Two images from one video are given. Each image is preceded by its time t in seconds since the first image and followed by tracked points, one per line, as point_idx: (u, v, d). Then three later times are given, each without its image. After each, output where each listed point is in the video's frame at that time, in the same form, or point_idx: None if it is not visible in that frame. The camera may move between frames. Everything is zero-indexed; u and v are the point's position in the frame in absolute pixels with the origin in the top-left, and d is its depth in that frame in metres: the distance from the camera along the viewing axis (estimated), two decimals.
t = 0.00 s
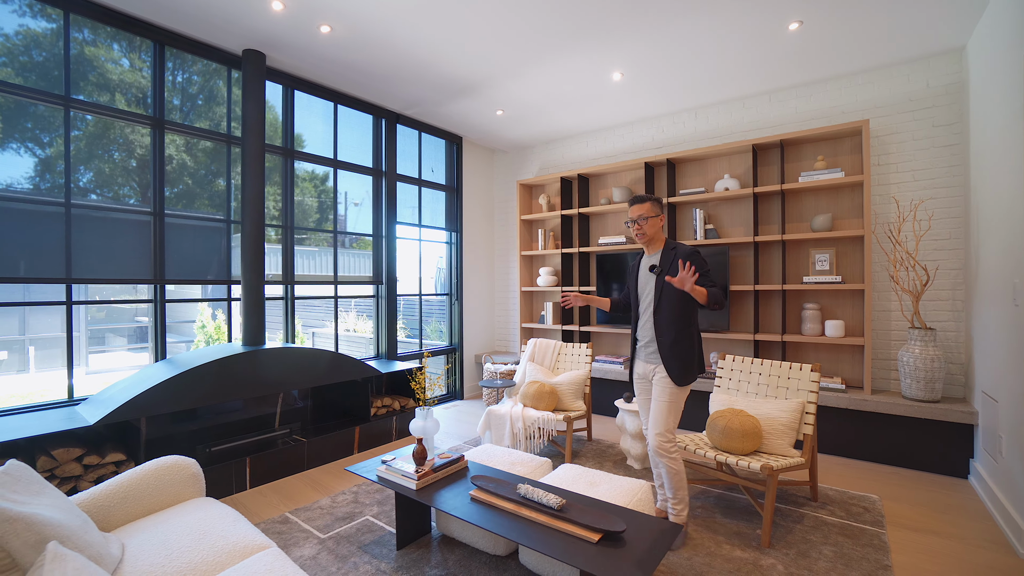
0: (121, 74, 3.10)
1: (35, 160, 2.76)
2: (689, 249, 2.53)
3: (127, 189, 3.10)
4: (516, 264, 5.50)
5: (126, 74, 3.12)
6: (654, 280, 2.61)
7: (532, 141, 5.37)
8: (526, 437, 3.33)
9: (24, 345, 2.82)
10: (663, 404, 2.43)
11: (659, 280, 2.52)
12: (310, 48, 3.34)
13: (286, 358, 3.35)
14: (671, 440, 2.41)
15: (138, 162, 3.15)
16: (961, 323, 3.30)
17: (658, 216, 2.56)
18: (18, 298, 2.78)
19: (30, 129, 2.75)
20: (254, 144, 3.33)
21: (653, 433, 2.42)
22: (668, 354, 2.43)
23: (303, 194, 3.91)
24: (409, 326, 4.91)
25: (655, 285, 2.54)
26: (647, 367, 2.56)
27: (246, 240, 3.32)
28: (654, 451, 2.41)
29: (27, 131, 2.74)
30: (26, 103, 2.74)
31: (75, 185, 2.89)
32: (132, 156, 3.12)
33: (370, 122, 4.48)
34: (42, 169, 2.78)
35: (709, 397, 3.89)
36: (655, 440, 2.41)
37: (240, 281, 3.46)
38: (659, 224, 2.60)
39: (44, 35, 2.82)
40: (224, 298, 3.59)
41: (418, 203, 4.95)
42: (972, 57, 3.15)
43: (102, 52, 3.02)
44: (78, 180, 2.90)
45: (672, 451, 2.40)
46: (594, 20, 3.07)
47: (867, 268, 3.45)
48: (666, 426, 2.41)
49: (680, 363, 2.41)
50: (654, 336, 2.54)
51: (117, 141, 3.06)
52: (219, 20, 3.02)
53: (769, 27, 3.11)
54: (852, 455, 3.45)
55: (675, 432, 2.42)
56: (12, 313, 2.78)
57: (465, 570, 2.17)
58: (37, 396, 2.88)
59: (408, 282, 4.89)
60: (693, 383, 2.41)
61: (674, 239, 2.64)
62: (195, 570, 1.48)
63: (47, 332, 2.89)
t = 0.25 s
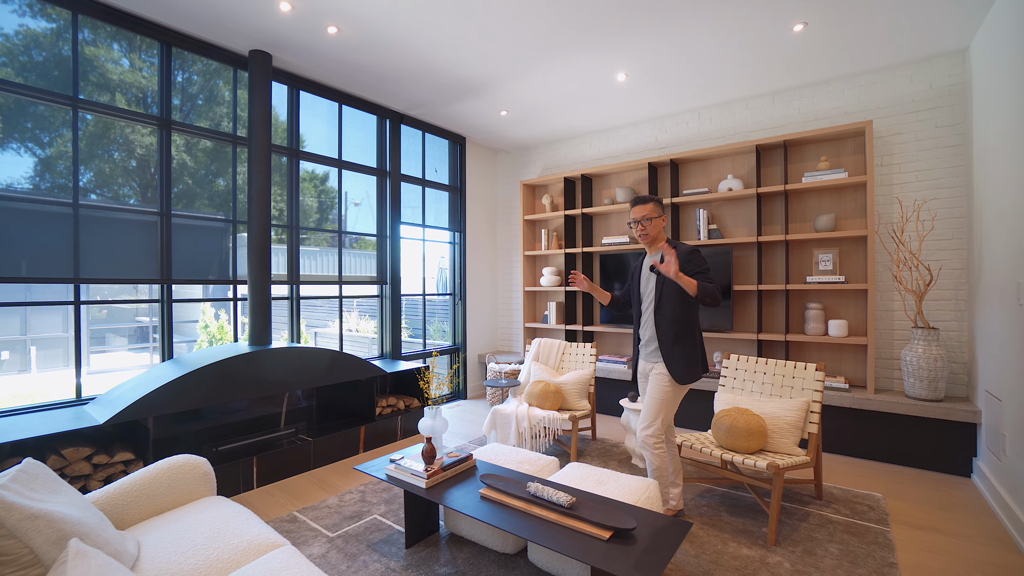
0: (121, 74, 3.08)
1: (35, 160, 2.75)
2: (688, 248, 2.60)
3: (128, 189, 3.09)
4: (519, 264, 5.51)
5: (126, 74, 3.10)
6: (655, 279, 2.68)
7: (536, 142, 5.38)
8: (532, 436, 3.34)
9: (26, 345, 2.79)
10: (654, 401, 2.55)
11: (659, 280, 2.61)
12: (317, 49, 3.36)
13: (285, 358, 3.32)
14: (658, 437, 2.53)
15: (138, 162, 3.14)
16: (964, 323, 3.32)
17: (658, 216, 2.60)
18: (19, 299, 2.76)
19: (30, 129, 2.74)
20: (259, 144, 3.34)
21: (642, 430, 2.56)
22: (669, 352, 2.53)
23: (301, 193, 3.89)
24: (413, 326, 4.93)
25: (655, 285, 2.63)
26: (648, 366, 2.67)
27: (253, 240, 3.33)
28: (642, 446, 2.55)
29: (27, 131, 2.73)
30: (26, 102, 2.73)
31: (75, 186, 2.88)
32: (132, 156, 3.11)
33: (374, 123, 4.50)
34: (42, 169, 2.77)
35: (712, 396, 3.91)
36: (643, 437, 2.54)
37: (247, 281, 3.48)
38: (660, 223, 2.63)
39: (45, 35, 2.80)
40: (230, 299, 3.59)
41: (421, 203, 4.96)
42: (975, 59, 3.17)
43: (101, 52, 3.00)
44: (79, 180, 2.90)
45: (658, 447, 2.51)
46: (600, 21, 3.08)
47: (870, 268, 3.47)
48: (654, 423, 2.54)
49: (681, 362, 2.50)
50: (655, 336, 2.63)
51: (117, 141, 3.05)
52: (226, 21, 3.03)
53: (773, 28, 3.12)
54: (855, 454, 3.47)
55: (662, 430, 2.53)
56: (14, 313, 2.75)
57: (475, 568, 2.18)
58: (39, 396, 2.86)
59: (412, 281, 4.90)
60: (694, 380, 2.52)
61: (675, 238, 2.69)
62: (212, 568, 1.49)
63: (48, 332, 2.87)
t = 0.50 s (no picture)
0: (122, 74, 3.07)
1: (36, 160, 2.73)
2: (686, 251, 2.59)
3: (128, 188, 3.07)
4: (522, 264, 5.53)
5: (127, 74, 3.09)
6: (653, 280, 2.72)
7: (538, 142, 5.40)
8: (537, 435, 3.36)
9: (28, 345, 2.81)
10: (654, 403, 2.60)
11: (654, 282, 2.64)
12: (323, 50, 3.37)
13: (282, 359, 3.30)
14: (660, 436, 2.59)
15: (138, 162, 3.11)
16: (966, 323, 3.35)
17: (655, 217, 2.62)
18: (21, 298, 2.76)
19: (30, 129, 2.72)
20: (265, 145, 3.34)
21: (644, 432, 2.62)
22: (659, 355, 2.57)
23: (303, 193, 3.88)
24: (416, 326, 4.94)
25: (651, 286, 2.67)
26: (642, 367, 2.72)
27: (259, 240, 3.34)
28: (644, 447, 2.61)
29: (28, 131, 2.71)
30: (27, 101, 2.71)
31: (76, 186, 2.86)
32: (133, 156, 3.09)
33: (378, 123, 4.51)
34: (42, 169, 2.74)
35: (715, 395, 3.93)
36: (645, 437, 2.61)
37: (253, 281, 3.49)
38: (658, 224, 2.64)
39: (45, 35, 2.78)
40: (236, 298, 3.62)
41: (425, 203, 4.97)
42: (977, 60, 3.19)
43: (102, 52, 2.99)
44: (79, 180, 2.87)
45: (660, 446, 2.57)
46: (605, 22, 3.10)
47: (872, 268, 3.49)
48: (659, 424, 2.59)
49: (670, 365, 2.54)
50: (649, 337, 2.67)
51: (117, 140, 3.03)
52: (231, 21, 3.04)
53: (777, 30, 3.15)
54: (858, 453, 3.49)
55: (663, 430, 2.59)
56: (16, 313, 2.76)
57: (483, 566, 2.20)
58: (41, 396, 2.86)
59: (415, 281, 4.92)
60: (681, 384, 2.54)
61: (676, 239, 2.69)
62: (228, 565, 1.51)
63: (51, 331, 2.87)
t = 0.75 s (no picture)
0: (122, 74, 3.06)
1: (37, 159, 2.72)
2: (680, 252, 2.61)
3: (128, 188, 3.06)
4: (525, 264, 5.54)
5: (127, 74, 3.08)
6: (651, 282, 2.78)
7: (542, 142, 5.42)
8: (541, 434, 3.38)
9: (31, 344, 2.81)
10: (657, 406, 2.65)
11: (648, 284, 2.72)
12: (328, 50, 3.38)
13: (284, 359, 3.29)
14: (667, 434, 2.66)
15: (139, 162, 3.11)
16: (969, 322, 3.37)
17: (649, 218, 2.68)
18: (24, 297, 2.77)
19: (31, 129, 2.71)
20: (271, 145, 3.35)
21: (650, 431, 2.69)
22: (650, 356, 2.65)
23: (307, 193, 3.88)
24: (420, 326, 4.96)
25: (646, 288, 2.75)
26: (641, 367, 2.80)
27: (264, 240, 3.35)
28: (651, 445, 2.68)
29: (29, 131, 2.71)
30: (30, 101, 2.71)
31: (77, 185, 2.86)
32: (134, 156, 3.09)
33: (382, 123, 4.52)
34: (43, 169, 2.74)
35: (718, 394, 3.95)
36: (653, 435, 2.67)
37: (259, 281, 3.51)
38: (654, 224, 2.70)
39: (45, 34, 2.78)
40: (242, 298, 3.64)
41: (428, 202, 4.98)
42: (980, 61, 3.21)
43: (102, 52, 2.98)
44: (80, 180, 2.87)
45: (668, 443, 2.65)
46: (609, 23, 3.11)
47: (875, 267, 3.50)
48: (665, 425, 2.65)
49: (659, 367, 2.60)
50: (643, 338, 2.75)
51: (118, 140, 3.02)
52: (237, 21, 3.05)
53: (780, 31, 3.16)
54: (861, 452, 3.50)
55: (671, 428, 2.67)
56: (19, 312, 2.77)
57: (491, 563, 2.21)
58: (44, 396, 2.87)
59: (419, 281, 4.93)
60: (670, 386, 2.59)
61: (673, 239, 2.71)
62: (241, 561, 1.52)
63: (54, 331, 2.88)
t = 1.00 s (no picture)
0: (122, 75, 3.06)
1: (38, 160, 2.72)
2: (673, 253, 2.64)
3: (128, 189, 3.06)
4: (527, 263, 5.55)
5: (128, 74, 3.08)
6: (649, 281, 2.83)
7: (543, 142, 5.42)
8: (545, 433, 3.38)
9: (32, 344, 2.81)
10: (655, 406, 2.67)
11: (644, 284, 2.77)
12: (331, 50, 3.38)
13: (284, 360, 3.29)
14: (671, 434, 2.70)
15: (140, 163, 3.11)
16: (971, 321, 3.37)
17: (643, 219, 2.73)
18: (25, 297, 2.76)
19: (31, 129, 2.71)
20: (274, 145, 3.36)
21: (654, 431, 2.72)
22: (644, 355, 2.70)
23: (310, 193, 3.89)
24: (423, 325, 4.96)
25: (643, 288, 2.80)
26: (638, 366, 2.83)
27: (267, 240, 3.36)
28: (655, 444, 2.72)
29: (29, 132, 2.71)
30: (31, 102, 2.72)
31: (77, 186, 2.85)
32: (135, 156, 3.09)
33: (384, 123, 4.53)
34: (44, 169, 2.74)
35: (721, 394, 3.95)
36: (657, 435, 2.70)
37: (263, 281, 3.51)
38: (649, 224, 2.75)
39: (46, 35, 2.78)
40: (245, 297, 3.65)
41: (430, 202, 4.99)
42: (982, 60, 3.21)
43: (103, 52, 2.98)
44: (81, 180, 2.87)
45: (672, 441, 2.69)
46: (612, 23, 3.12)
47: (878, 267, 3.51)
48: (667, 426, 2.68)
49: (651, 365, 2.65)
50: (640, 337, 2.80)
51: (118, 141, 3.02)
52: (240, 21, 3.06)
53: (783, 31, 3.17)
54: (863, 451, 3.51)
55: (673, 428, 2.70)
56: (20, 312, 2.77)
57: (496, 562, 2.21)
58: (47, 396, 2.87)
59: (421, 281, 4.94)
60: (662, 385, 2.62)
61: (670, 239, 2.73)
62: (249, 560, 1.52)
63: (55, 331, 2.88)
